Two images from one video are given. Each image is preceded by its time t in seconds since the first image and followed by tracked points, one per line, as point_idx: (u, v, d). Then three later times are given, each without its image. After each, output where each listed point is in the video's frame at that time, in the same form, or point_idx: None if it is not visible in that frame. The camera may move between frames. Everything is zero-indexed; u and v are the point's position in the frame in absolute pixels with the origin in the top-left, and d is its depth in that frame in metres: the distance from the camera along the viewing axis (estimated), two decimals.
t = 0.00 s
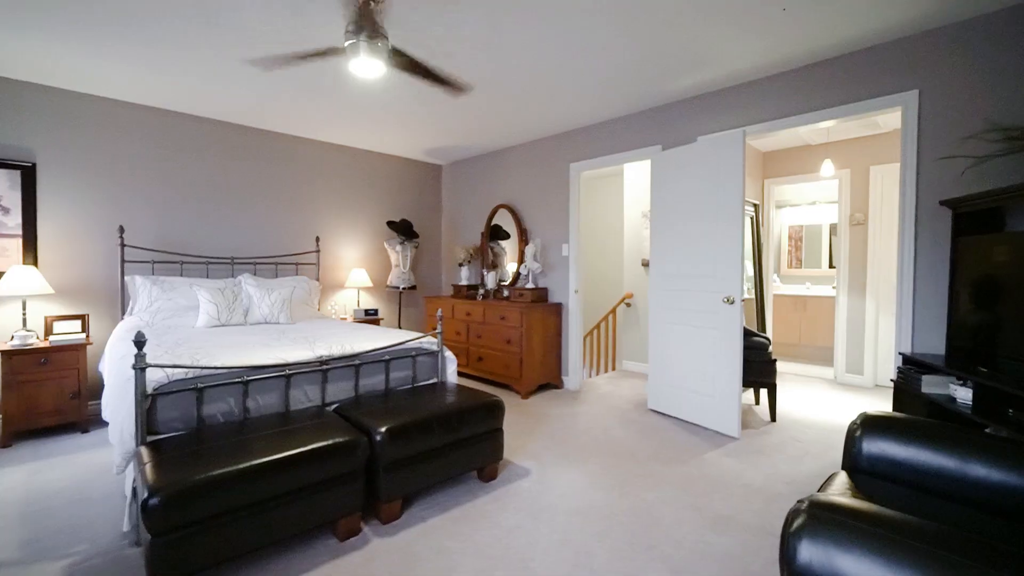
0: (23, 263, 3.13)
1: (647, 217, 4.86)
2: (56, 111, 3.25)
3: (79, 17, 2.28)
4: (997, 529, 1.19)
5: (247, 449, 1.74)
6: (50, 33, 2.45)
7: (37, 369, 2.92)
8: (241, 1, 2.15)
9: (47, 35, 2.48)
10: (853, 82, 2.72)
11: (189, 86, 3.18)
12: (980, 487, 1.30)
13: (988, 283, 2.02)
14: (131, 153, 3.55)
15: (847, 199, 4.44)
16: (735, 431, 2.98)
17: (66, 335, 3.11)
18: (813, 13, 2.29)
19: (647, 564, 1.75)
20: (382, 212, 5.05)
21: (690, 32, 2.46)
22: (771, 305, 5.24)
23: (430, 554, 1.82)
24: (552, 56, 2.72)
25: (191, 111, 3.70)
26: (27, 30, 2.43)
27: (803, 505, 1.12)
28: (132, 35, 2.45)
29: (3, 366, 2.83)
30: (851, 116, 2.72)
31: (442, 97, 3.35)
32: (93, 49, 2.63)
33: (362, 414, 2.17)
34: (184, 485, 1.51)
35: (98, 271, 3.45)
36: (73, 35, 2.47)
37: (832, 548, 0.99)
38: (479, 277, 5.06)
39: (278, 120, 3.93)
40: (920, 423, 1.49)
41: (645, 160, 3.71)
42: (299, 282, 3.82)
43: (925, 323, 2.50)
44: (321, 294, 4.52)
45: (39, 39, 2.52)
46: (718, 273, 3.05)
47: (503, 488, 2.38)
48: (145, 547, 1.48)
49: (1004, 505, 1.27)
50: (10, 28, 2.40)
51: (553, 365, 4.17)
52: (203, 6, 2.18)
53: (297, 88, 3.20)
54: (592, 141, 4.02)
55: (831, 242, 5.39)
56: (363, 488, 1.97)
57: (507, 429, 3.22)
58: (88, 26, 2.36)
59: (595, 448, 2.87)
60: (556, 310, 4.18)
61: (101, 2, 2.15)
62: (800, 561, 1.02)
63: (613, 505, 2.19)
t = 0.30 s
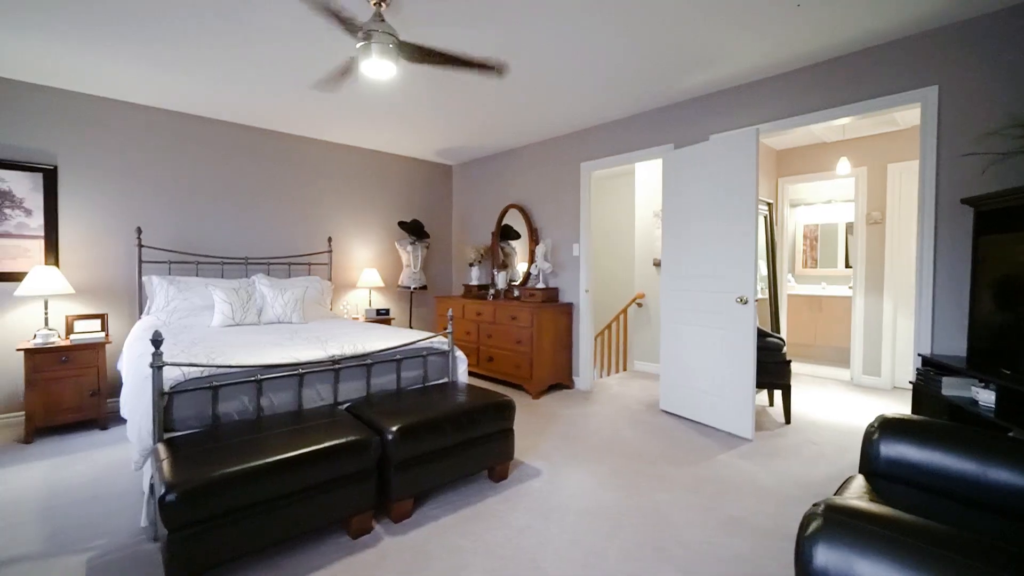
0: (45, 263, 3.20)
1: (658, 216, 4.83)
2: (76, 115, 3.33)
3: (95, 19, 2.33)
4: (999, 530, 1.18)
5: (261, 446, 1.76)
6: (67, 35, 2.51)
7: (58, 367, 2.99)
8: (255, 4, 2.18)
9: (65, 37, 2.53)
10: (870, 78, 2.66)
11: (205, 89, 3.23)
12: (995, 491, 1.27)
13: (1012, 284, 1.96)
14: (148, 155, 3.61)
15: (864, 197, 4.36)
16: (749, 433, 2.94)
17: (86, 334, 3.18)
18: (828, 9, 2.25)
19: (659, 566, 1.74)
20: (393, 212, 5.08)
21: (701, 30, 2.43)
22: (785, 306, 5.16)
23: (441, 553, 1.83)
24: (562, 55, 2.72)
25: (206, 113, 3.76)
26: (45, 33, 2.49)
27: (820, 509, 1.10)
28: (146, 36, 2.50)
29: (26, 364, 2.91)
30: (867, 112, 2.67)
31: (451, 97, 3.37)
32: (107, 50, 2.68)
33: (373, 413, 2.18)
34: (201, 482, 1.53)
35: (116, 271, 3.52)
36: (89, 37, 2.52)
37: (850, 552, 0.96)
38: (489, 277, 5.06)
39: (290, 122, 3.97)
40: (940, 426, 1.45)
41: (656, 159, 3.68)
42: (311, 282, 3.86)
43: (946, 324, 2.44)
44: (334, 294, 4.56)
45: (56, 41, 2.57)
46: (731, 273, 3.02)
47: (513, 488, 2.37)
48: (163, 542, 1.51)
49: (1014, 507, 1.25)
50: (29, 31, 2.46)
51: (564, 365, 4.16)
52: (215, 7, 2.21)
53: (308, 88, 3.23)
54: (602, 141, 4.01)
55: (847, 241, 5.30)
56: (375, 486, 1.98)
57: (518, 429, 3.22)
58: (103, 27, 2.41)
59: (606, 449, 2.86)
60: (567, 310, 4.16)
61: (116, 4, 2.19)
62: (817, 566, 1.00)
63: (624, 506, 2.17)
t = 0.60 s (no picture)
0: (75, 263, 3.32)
1: (675, 215, 4.78)
2: (105, 120, 3.43)
3: (121, 26, 2.40)
4: (1014, 533, 1.16)
5: (281, 443, 1.79)
6: (95, 43, 2.59)
7: (87, 364, 3.09)
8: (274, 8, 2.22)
9: (93, 45, 2.62)
10: (896, 72, 2.59)
11: (226, 92, 3.29)
12: None
13: None
14: (172, 158, 3.71)
15: (889, 195, 4.24)
16: (769, 436, 2.88)
17: (114, 332, 3.28)
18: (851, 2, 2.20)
19: (676, 570, 1.71)
20: (408, 212, 5.13)
21: (719, 26, 2.40)
22: (806, 306, 5.05)
23: (457, 552, 1.83)
24: (577, 54, 2.70)
25: (228, 117, 3.84)
26: (75, 41, 2.57)
27: (843, 515, 1.07)
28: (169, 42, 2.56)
29: (58, 361, 3.01)
30: (894, 108, 2.60)
31: (466, 98, 3.38)
32: (133, 57, 2.76)
33: (390, 412, 2.20)
34: (223, 477, 1.57)
35: (142, 271, 3.62)
36: (116, 44, 2.60)
37: (874, 560, 0.94)
38: (504, 277, 5.07)
39: (308, 124, 4.03)
40: (970, 431, 1.41)
41: (673, 158, 3.64)
42: (329, 281, 3.91)
43: (978, 325, 2.35)
44: (351, 293, 4.62)
45: (84, 49, 2.66)
46: (750, 273, 2.97)
47: (528, 488, 2.37)
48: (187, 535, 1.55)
49: None
50: (59, 40, 2.55)
51: (579, 366, 4.14)
52: (235, 12, 2.26)
53: (325, 91, 3.27)
54: (618, 140, 3.97)
55: (871, 240, 5.16)
56: (391, 484, 2.00)
57: (533, 429, 3.21)
58: (129, 34, 2.48)
59: (622, 450, 2.84)
60: (582, 310, 4.14)
61: (141, 12, 2.26)
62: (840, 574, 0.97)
63: (640, 508, 2.15)
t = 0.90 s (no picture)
0: (101, 264, 3.41)
1: (691, 215, 4.75)
2: (129, 124, 3.53)
3: (145, 33, 2.47)
4: None
5: (298, 441, 1.81)
6: (120, 49, 2.66)
7: (112, 362, 3.17)
8: (293, 11, 2.26)
9: (118, 51, 2.69)
10: (923, 66, 2.51)
11: (245, 95, 3.36)
12: None
13: None
14: (193, 161, 3.79)
15: (914, 192, 4.13)
16: (788, 439, 2.82)
17: (138, 330, 3.36)
18: None
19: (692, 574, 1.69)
20: (423, 213, 5.16)
21: (736, 22, 2.36)
22: (827, 307, 4.95)
23: (471, 551, 1.84)
24: (592, 52, 2.69)
25: (247, 120, 3.91)
26: (101, 48, 2.65)
27: (866, 521, 1.04)
28: (191, 47, 2.62)
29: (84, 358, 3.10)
30: (920, 103, 2.52)
31: (480, 98, 3.38)
32: (155, 62, 2.83)
33: (405, 410, 2.22)
34: (242, 473, 1.59)
35: (164, 271, 3.71)
36: (140, 50, 2.67)
37: (898, 567, 0.91)
38: (518, 277, 5.07)
39: (325, 126, 4.08)
40: (1000, 436, 1.36)
41: (690, 156, 3.59)
42: (345, 281, 3.95)
43: (1009, 327, 2.27)
44: (366, 293, 4.67)
45: (110, 55, 2.73)
46: (768, 272, 2.91)
47: (543, 489, 2.37)
48: (208, 529, 1.58)
49: None
50: (87, 46, 2.63)
51: (594, 366, 4.12)
52: (254, 16, 2.30)
53: (341, 93, 3.31)
54: (633, 138, 3.94)
55: (895, 238, 5.03)
56: (406, 482, 2.01)
57: (547, 429, 3.20)
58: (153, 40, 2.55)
59: (638, 452, 2.81)
60: (597, 310, 4.12)
61: (164, 18, 2.31)
62: None
63: (656, 510, 2.13)
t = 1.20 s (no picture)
0: (125, 264, 3.50)
1: (707, 213, 4.68)
2: (151, 127, 3.61)
3: (168, 37, 2.52)
4: None
5: (315, 439, 1.84)
6: (143, 52, 2.72)
7: (135, 359, 3.25)
8: (310, 13, 2.29)
9: (141, 55, 2.75)
10: (949, 60, 2.44)
11: (263, 97, 3.42)
12: None
13: None
14: (213, 164, 3.87)
15: (940, 189, 4.01)
16: (808, 442, 2.77)
17: (160, 329, 3.44)
18: None
19: None
20: (437, 213, 5.18)
21: (754, 17, 2.32)
22: (848, 307, 4.84)
23: (485, 551, 1.84)
24: (606, 50, 2.67)
25: (265, 122, 3.98)
26: (125, 52, 2.72)
27: (890, 526, 1.02)
28: (211, 50, 2.67)
29: (109, 355, 3.19)
30: (946, 98, 2.45)
31: (494, 98, 3.39)
32: (177, 65, 2.89)
33: (419, 410, 2.23)
34: (261, 470, 1.62)
35: (185, 271, 3.79)
36: (162, 53, 2.73)
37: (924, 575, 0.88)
38: (532, 277, 5.06)
39: (341, 127, 4.13)
40: None
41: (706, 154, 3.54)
42: (360, 281, 3.99)
43: None
44: (381, 293, 4.71)
45: (135, 59, 2.81)
46: (787, 272, 2.86)
47: (556, 489, 2.36)
48: (227, 525, 1.60)
49: None
50: (112, 50, 2.70)
51: (608, 367, 4.09)
52: (271, 18, 2.33)
53: (357, 94, 3.35)
54: (648, 137, 3.91)
55: (920, 237, 4.90)
56: (420, 481, 2.02)
57: (561, 430, 3.19)
58: (175, 44, 2.61)
59: (653, 453, 2.78)
60: (611, 310, 4.09)
61: (185, 21, 2.36)
62: None
63: (672, 513, 2.11)
